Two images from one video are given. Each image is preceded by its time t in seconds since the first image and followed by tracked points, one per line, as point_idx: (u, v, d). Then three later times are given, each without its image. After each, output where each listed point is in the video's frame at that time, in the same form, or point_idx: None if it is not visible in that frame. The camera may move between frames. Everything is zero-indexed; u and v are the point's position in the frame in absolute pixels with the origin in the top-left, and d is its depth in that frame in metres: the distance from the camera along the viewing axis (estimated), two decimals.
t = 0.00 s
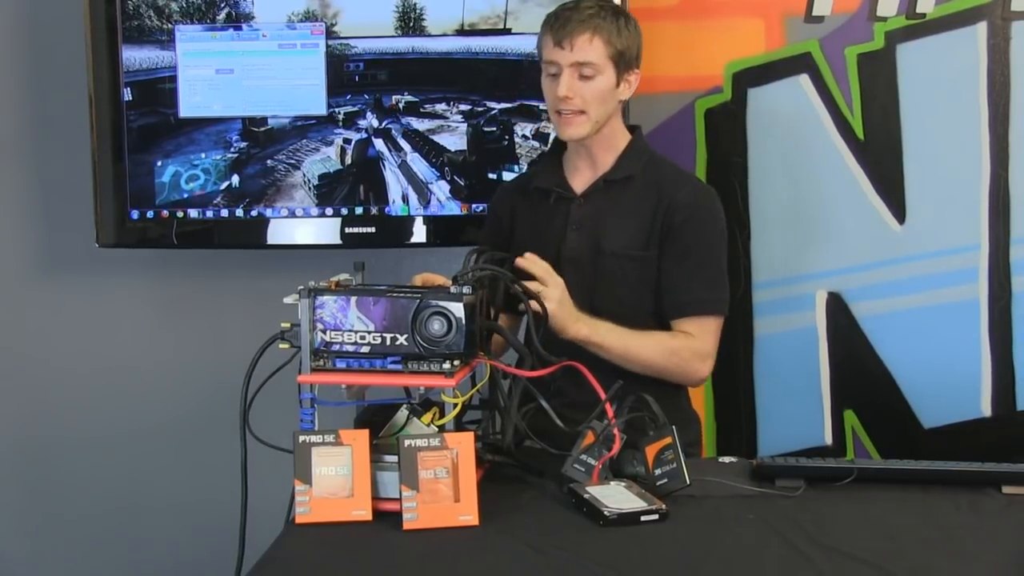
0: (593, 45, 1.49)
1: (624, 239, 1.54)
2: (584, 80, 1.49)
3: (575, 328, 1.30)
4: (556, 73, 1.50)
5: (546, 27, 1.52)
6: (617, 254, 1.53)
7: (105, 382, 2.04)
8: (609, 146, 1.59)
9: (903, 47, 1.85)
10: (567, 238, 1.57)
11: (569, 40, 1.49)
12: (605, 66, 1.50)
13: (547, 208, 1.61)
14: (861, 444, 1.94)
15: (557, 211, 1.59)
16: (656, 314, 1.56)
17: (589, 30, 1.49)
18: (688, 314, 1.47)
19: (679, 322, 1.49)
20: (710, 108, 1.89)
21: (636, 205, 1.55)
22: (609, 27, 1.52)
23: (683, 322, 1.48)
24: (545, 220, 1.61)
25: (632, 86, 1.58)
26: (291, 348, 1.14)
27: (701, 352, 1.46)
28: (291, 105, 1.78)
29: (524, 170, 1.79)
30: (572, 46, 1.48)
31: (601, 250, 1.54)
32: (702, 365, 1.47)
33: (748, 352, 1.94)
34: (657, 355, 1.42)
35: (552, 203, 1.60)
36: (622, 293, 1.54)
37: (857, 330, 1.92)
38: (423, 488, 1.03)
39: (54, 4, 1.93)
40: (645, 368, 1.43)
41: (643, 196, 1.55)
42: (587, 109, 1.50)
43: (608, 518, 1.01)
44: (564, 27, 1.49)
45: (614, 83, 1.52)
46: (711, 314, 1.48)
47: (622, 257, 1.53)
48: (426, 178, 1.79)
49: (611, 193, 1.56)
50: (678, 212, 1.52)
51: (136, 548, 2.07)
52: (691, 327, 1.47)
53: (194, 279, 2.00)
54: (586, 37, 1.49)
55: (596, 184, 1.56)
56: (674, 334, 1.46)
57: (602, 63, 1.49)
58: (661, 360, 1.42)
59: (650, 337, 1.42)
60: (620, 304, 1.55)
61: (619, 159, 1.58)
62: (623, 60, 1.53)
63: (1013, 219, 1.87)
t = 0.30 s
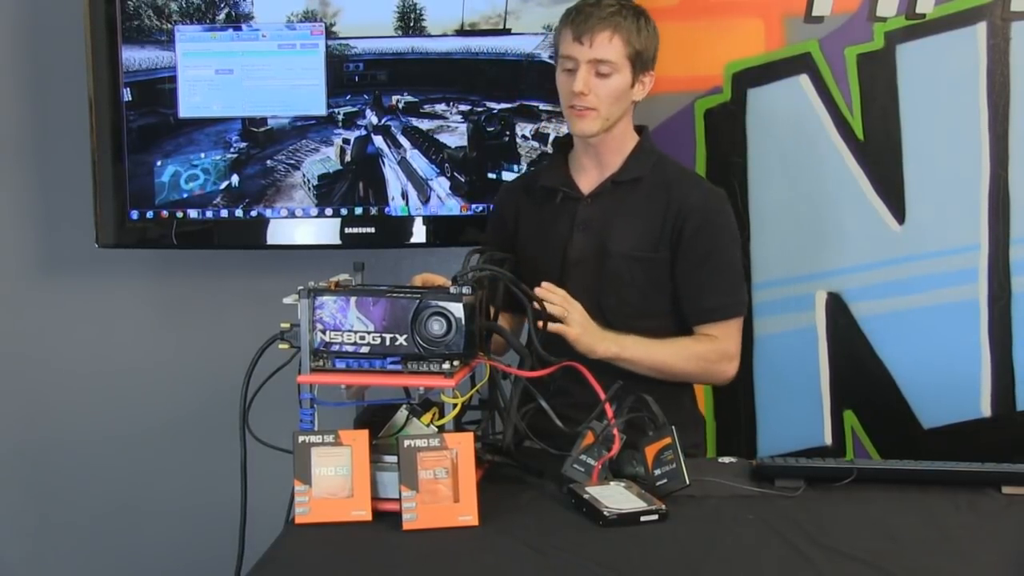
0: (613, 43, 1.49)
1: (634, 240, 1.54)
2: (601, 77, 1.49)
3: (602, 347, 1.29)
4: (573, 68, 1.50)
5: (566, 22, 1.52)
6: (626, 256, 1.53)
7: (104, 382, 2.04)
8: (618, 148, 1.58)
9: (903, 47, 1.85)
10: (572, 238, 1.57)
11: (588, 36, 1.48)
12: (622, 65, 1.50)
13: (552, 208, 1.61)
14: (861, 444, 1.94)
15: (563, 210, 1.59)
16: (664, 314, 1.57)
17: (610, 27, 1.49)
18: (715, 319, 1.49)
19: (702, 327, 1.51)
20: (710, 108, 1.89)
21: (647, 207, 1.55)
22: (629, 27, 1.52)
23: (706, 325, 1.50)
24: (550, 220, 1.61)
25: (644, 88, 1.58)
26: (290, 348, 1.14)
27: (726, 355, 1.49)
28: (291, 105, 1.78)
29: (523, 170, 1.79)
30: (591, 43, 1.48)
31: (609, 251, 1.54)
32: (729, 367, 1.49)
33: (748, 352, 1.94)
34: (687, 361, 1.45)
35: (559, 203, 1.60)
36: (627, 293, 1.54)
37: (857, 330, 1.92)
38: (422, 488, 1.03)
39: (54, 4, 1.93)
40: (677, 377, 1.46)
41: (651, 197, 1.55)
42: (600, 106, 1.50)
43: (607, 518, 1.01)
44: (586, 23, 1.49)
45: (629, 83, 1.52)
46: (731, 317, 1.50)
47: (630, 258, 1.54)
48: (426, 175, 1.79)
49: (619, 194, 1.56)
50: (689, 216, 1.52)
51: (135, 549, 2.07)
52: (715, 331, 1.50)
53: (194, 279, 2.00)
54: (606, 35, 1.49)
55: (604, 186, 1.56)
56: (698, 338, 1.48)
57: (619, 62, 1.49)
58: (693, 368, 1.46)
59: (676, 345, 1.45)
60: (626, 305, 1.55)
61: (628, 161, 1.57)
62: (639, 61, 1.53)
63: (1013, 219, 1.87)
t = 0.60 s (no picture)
0: (619, 43, 1.49)
1: (641, 240, 1.54)
2: (605, 77, 1.49)
3: (624, 336, 1.23)
4: (578, 67, 1.50)
5: (573, 21, 1.52)
6: (632, 256, 1.53)
7: (104, 382, 2.04)
8: (623, 149, 1.57)
9: (903, 47, 1.85)
10: (577, 238, 1.56)
11: (594, 36, 1.49)
12: (627, 66, 1.50)
13: (556, 208, 1.61)
14: (860, 445, 1.94)
15: (567, 210, 1.59)
16: (667, 315, 1.57)
17: (616, 28, 1.50)
18: (721, 319, 1.49)
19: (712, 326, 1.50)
20: (710, 108, 1.89)
21: (654, 208, 1.55)
22: (636, 28, 1.52)
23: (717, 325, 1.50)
24: (554, 220, 1.60)
25: (650, 90, 1.58)
26: (289, 348, 1.14)
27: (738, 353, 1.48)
28: (290, 105, 1.78)
29: (523, 170, 1.79)
30: (597, 42, 1.49)
31: (615, 252, 1.54)
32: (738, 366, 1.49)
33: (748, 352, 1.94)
34: (701, 357, 1.44)
35: (563, 203, 1.60)
36: (632, 293, 1.55)
37: (857, 330, 1.92)
38: (422, 488, 1.03)
39: (53, 4, 1.93)
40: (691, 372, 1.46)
41: (657, 198, 1.55)
42: (604, 105, 1.49)
43: (607, 519, 1.01)
44: (593, 22, 1.49)
45: (634, 84, 1.51)
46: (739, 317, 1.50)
47: (636, 258, 1.53)
48: (426, 175, 1.79)
49: (626, 194, 1.56)
50: (697, 217, 1.52)
51: (135, 548, 2.07)
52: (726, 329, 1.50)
53: (193, 279, 2.00)
54: (612, 35, 1.49)
55: (609, 186, 1.56)
56: (710, 336, 1.48)
57: (624, 62, 1.50)
58: (707, 363, 1.45)
59: (690, 341, 1.44)
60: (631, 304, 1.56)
61: (632, 161, 1.57)
62: (645, 62, 1.54)
63: (1013, 219, 1.87)
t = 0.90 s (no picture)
0: (622, 36, 1.51)
1: (642, 239, 1.54)
2: (608, 69, 1.50)
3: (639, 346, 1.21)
4: (580, 58, 1.51)
5: (578, 15, 1.54)
6: (634, 254, 1.53)
7: (105, 382, 2.04)
8: (623, 145, 1.58)
9: (904, 47, 1.85)
10: (579, 237, 1.56)
11: (598, 27, 1.50)
12: (629, 59, 1.51)
13: (557, 206, 1.60)
14: (862, 445, 1.94)
15: (569, 209, 1.59)
16: (667, 313, 1.57)
17: (621, 21, 1.51)
18: (721, 317, 1.50)
19: (709, 325, 1.51)
20: (711, 108, 1.89)
21: (655, 205, 1.55)
22: (639, 24, 1.54)
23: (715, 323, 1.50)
24: (555, 218, 1.60)
25: (650, 88, 1.60)
26: (291, 348, 1.14)
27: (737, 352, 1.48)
28: (292, 105, 1.78)
29: (526, 169, 1.79)
30: (601, 34, 1.50)
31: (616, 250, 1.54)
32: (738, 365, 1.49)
33: (748, 352, 1.94)
34: (706, 359, 1.44)
35: (564, 201, 1.60)
36: (634, 292, 1.55)
37: (858, 330, 1.92)
38: (424, 488, 1.03)
39: (55, 4, 1.93)
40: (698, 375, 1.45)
41: (659, 196, 1.55)
42: (605, 96, 1.50)
43: (609, 518, 1.01)
44: (597, 14, 1.51)
45: (636, 78, 1.53)
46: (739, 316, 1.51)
47: (637, 256, 1.54)
48: (427, 175, 1.79)
49: (627, 192, 1.56)
50: (698, 215, 1.52)
51: (136, 548, 2.07)
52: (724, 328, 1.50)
53: (195, 279, 2.00)
54: (616, 28, 1.51)
55: (612, 183, 1.56)
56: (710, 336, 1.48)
57: (627, 55, 1.51)
58: (712, 365, 1.45)
59: (693, 344, 1.43)
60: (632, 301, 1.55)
61: (633, 158, 1.57)
62: (647, 57, 1.55)
63: (1014, 218, 1.87)
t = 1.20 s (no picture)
0: (635, 30, 1.51)
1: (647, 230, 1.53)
2: (620, 63, 1.50)
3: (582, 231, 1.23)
4: (593, 51, 1.52)
5: (591, 10, 1.55)
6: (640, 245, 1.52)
7: (105, 382, 2.04)
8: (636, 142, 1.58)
9: (904, 47, 1.85)
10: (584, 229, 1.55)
11: (611, 21, 1.51)
12: (642, 53, 1.51)
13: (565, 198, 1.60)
14: (862, 445, 1.94)
15: (575, 201, 1.58)
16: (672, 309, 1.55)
17: (633, 15, 1.52)
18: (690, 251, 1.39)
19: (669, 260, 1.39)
20: (711, 108, 1.89)
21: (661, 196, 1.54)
22: (652, 19, 1.54)
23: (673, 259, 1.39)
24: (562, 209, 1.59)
25: (663, 85, 1.60)
26: (291, 348, 1.14)
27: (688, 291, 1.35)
28: (292, 105, 1.78)
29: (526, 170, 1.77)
30: (613, 28, 1.51)
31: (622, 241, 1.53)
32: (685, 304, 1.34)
33: (748, 352, 1.94)
34: (651, 280, 1.29)
35: (572, 192, 1.59)
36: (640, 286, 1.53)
37: (858, 330, 1.92)
38: (424, 488, 1.03)
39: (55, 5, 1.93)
40: (645, 307, 1.30)
41: (665, 188, 1.55)
42: (617, 89, 1.50)
43: (609, 518, 1.01)
44: (610, 9, 1.52)
45: (648, 72, 1.53)
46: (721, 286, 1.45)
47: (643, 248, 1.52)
48: (427, 179, 1.79)
49: (635, 184, 1.56)
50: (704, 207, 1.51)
51: (136, 548, 2.07)
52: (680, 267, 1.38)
53: (195, 279, 2.00)
54: (629, 22, 1.51)
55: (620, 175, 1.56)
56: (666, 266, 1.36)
57: (639, 50, 1.51)
58: (660, 296, 1.30)
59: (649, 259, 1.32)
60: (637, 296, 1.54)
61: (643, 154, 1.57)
62: (659, 52, 1.55)
63: (1014, 218, 1.87)
